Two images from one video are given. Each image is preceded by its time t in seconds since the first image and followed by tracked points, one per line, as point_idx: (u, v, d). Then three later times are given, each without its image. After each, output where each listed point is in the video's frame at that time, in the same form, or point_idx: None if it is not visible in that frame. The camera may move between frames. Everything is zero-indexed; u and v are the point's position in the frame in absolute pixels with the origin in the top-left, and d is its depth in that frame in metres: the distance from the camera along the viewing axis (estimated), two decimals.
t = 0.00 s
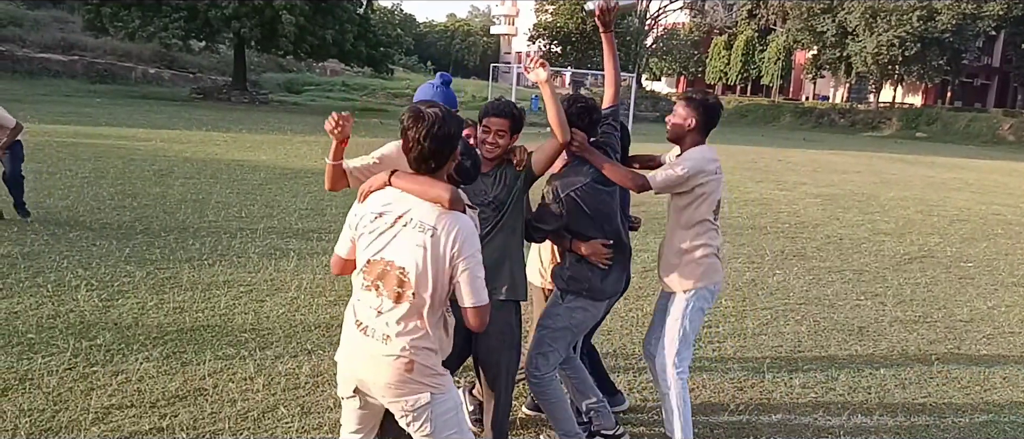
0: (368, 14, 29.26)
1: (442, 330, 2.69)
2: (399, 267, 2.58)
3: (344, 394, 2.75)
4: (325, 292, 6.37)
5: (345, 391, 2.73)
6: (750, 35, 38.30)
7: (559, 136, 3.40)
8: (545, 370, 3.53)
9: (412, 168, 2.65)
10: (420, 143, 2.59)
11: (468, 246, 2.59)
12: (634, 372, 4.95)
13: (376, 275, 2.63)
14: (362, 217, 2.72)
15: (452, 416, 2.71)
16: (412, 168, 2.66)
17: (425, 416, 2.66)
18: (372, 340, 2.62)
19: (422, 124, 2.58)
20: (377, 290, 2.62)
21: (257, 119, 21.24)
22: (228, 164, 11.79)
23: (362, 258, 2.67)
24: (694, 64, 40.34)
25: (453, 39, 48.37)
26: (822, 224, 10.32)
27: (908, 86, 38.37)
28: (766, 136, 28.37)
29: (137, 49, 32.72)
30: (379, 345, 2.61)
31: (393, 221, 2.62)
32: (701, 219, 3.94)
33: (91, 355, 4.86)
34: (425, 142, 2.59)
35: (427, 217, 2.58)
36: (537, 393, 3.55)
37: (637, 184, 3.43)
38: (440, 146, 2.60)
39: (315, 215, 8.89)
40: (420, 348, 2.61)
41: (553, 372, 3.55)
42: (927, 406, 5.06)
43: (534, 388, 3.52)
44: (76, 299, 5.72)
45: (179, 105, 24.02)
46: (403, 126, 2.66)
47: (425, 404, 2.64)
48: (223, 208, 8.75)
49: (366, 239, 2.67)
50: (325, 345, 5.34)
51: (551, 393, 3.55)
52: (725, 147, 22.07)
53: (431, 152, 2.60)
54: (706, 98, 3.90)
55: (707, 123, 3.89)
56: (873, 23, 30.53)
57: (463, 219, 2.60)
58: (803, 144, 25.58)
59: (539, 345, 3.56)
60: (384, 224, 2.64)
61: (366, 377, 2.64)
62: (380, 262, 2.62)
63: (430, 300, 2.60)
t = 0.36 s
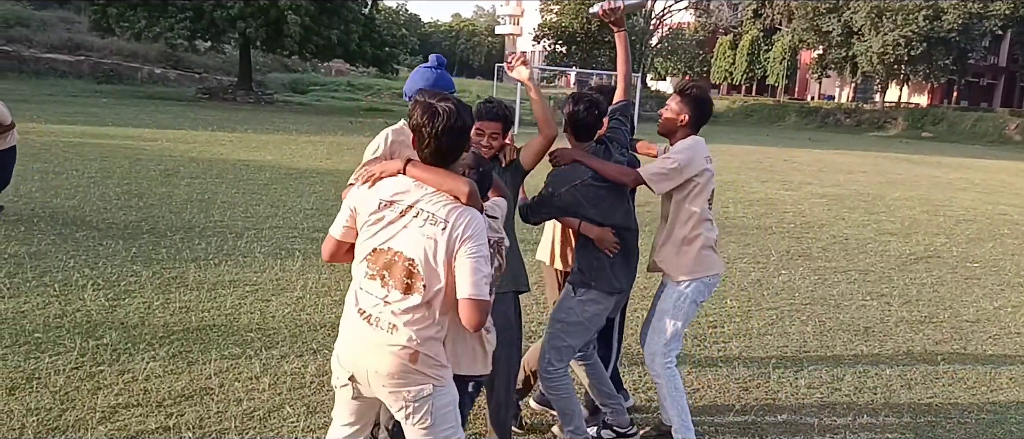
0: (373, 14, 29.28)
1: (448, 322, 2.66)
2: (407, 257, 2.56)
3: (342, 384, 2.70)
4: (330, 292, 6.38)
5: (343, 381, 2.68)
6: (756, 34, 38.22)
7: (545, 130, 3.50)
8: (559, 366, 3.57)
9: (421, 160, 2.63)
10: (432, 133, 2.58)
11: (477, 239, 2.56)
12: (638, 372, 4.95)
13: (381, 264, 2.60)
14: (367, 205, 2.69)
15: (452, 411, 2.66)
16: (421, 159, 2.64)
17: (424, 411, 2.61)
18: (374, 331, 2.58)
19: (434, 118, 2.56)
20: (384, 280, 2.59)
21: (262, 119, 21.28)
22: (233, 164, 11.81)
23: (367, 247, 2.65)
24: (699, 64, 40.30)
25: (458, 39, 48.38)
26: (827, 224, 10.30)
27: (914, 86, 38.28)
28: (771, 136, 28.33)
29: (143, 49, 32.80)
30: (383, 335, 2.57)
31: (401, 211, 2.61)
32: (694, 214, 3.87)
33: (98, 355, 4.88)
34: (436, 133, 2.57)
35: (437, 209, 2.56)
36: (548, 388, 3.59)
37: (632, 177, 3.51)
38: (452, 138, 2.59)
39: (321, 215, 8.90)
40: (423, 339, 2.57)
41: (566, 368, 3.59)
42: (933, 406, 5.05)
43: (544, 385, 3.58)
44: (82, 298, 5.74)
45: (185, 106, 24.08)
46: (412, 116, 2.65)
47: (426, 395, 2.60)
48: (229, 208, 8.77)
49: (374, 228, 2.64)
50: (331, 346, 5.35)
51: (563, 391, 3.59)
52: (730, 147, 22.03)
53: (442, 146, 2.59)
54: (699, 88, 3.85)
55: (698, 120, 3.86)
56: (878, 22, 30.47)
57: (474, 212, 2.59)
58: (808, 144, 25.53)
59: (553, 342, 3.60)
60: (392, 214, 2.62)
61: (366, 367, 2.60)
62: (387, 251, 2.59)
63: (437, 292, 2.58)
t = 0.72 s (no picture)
0: (381, 15, 29.32)
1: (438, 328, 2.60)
2: (394, 260, 2.52)
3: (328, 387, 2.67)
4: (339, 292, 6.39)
5: (329, 383, 2.65)
6: (764, 34, 38.10)
7: (539, 129, 3.63)
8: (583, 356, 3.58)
9: (418, 165, 2.62)
10: (431, 141, 2.55)
11: (466, 244, 2.50)
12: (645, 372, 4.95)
13: (370, 268, 2.56)
14: (363, 210, 2.69)
15: (442, 418, 2.60)
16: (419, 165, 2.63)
17: (411, 417, 2.56)
18: (361, 334, 2.55)
19: (433, 124, 2.54)
20: (371, 285, 2.56)
21: (271, 119, 21.33)
22: (242, 164, 11.84)
23: (357, 252, 2.62)
24: (707, 64, 40.26)
25: (466, 39, 48.43)
26: (836, 224, 10.28)
27: (924, 86, 38.13)
28: (779, 136, 28.26)
29: (153, 50, 32.93)
30: (371, 340, 2.53)
31: (392, 216, 2.58)
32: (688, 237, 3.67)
33: (109, 353, 4.90)
34: (434, 140, 2.55)
35: (426, 213, 2.52)
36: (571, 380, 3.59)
37: (632, 168, 3.54)
38: (447, 145, 2.56)
39: (329, 215, 8.92)
40: (411, 343, 2.53)
41: (589, 357, 3.60)
42: (944, 407, 5.03)
43: (567, 376, 3.58)
44: (93, 297, 5.77)
45: (194, 106, 24.16)
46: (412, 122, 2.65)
47: (413, 401, 2.55)
48: (238, 208, 8.79)
49: (366, 233, 2.62)
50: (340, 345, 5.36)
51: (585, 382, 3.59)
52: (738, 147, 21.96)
53: (439, 153, 2.57)
54: (695, 132, 3.68)
55: (700, 152, 3.67)
56: (888, 22, 30.35)
57: (464, 221, 2.54)
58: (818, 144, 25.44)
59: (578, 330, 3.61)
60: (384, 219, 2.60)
61: (351, 370, 2.57)
62: (376, 255, 2.56)
63: (425, 296, 2.52)
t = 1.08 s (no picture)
0: (388, 14, 29.34)
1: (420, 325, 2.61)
2: (373, 258, 2.52)
3: (311, 389, 2.66)
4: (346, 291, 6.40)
5: (311, 386, 2.64)
6: (772, 34, 37.98)
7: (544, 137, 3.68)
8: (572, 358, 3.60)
9: (392, 165, 2.63)
10: (402, 137, 2.57)
11: (444, 238, 2.51)
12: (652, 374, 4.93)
13: (350, 268, 2.56)
14: (336, 212, 2.68)
15: (428, 413, 2.60)
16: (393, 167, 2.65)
17: (397, 415, 2.56)
18: (343, 336, 2.55)
19: (406, 124, 2.57)
20: (350, 286, 2.55)
21: (279, 119, 21.37)
22: (249, 164, 11.87)
23: (335, 252, 2.61)
24: (714, 64, 40.20)
25: (473, 39, 48.47)
26: (844, 224, 10.26)
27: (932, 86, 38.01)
28: (787, 136, 28.22)
29: (162, 50, 33.02)
30: (355, 340, 2.53)
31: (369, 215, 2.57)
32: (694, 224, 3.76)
33: (117, 352, 4.92)
34: (406, 139, 2.57)
35: (402, 210, 2.52)
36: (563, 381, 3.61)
37: (643, 176, 3.58)
38: (419, 144, 2.58)
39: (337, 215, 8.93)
40: (395, 341, 2.53)
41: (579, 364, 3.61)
42: (953, 408, 5.02)
43: (561, 380, 3.58)
44: (101, 296, 5.79)
45: (203, 106, 24.25)
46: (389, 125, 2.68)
47: (399, 397, 2.55)
48: (245, 207, 8.81)
49: (341, 234, 2.61)
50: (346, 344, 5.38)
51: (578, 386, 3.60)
52: (745, 147, 21.90)
53: (411, 152, 2.58)
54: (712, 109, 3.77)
55: (715, 126, 3.76)
56: (896, 22, 30.25)
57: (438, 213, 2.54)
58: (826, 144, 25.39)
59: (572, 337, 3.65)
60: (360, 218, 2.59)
61: (334, 371, 2.56)
62: (354, 255, 2.55)
63: (408, 293, 2.53)
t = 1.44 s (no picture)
0: (392, 15, 29.34)
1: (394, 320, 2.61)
2: (347, 253, 2.53)
3: (283, 389, 2.62)
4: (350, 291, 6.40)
5: (284, 386, 2.60)
6: (776, 34, 37.90)
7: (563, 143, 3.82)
8: (597, 350, 3.61)
9: (357, 161, 2.65)
10: (363, 132, 2.59)
11: (416, 229, 2.55)
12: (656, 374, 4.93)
13: (322, 265, 2.56)
14: (301, 211, 2.66)
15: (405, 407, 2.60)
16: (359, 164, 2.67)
17: (374, 410, 2.55)
18: (318, 333, 2.53)
19: (372, 119, 2.59)
20: (324, 281, 2.55)
21: (283, 119, 21.40)
22: (254, 164, 11.88)
23: (306, 252, 2.61)
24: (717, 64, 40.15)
25: (477, 39, 48.49)
26: (848, 224, 10.26)
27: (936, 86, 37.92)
28: (791, 136, 28.19)
29: (167, 50, 33.07)
30: (331, 334, 2.52)
31: (338, 211, 2.57)
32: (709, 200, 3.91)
33: (122, 352, 4.92)
34: (368, 132, 2.59)
35: (372, 204, 2.53)
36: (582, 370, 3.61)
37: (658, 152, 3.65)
38: (382, 137, 2.59)
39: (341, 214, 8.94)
40: (371, 334, 2.52)
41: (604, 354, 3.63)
42: (959, 409, 5.01)
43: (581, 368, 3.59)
44: (106, 296, 5.80)
45: (207, 106, 24.29)
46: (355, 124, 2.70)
47: (377, 391, 2.54)
48: (250, 207, 8.83)
49: (311, 232, 2.60)
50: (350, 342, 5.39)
51: (597, 381, 3.58)
52: (749, 147, 21.88)
53: (376, 146, 2.60)
54: (719, 81, 3.87)
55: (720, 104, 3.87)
56: (900, 22, 30.19)
57: (409, 205, 2.58)
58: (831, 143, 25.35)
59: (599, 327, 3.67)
60: (329, 216, 2.58)
61: (309, 369, 2.54)
62: (327, 252, 2.56)
63: (381, 288, 2.54)
